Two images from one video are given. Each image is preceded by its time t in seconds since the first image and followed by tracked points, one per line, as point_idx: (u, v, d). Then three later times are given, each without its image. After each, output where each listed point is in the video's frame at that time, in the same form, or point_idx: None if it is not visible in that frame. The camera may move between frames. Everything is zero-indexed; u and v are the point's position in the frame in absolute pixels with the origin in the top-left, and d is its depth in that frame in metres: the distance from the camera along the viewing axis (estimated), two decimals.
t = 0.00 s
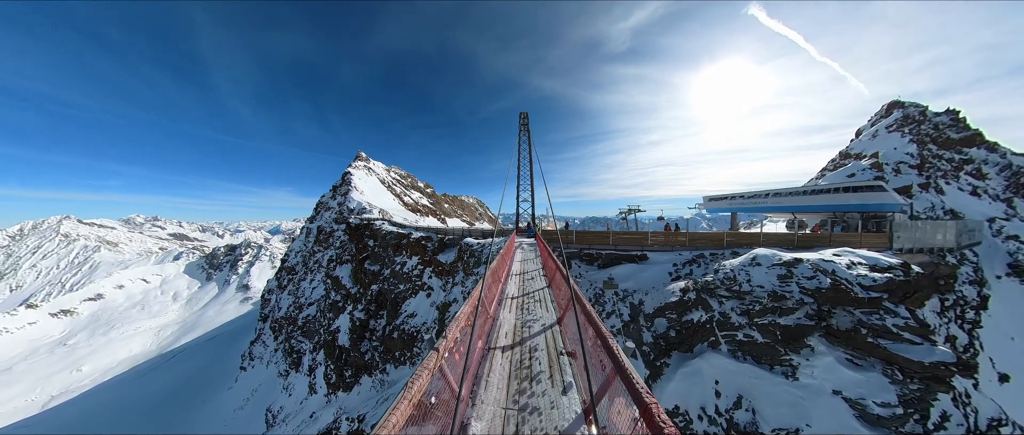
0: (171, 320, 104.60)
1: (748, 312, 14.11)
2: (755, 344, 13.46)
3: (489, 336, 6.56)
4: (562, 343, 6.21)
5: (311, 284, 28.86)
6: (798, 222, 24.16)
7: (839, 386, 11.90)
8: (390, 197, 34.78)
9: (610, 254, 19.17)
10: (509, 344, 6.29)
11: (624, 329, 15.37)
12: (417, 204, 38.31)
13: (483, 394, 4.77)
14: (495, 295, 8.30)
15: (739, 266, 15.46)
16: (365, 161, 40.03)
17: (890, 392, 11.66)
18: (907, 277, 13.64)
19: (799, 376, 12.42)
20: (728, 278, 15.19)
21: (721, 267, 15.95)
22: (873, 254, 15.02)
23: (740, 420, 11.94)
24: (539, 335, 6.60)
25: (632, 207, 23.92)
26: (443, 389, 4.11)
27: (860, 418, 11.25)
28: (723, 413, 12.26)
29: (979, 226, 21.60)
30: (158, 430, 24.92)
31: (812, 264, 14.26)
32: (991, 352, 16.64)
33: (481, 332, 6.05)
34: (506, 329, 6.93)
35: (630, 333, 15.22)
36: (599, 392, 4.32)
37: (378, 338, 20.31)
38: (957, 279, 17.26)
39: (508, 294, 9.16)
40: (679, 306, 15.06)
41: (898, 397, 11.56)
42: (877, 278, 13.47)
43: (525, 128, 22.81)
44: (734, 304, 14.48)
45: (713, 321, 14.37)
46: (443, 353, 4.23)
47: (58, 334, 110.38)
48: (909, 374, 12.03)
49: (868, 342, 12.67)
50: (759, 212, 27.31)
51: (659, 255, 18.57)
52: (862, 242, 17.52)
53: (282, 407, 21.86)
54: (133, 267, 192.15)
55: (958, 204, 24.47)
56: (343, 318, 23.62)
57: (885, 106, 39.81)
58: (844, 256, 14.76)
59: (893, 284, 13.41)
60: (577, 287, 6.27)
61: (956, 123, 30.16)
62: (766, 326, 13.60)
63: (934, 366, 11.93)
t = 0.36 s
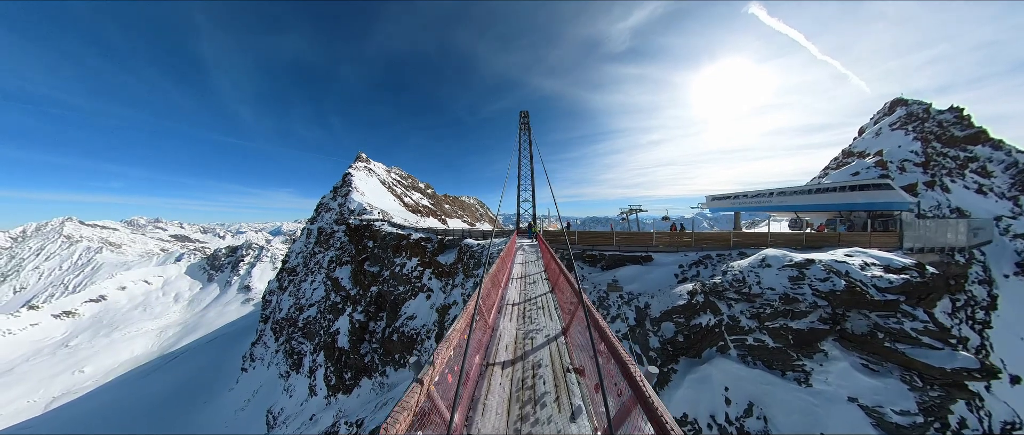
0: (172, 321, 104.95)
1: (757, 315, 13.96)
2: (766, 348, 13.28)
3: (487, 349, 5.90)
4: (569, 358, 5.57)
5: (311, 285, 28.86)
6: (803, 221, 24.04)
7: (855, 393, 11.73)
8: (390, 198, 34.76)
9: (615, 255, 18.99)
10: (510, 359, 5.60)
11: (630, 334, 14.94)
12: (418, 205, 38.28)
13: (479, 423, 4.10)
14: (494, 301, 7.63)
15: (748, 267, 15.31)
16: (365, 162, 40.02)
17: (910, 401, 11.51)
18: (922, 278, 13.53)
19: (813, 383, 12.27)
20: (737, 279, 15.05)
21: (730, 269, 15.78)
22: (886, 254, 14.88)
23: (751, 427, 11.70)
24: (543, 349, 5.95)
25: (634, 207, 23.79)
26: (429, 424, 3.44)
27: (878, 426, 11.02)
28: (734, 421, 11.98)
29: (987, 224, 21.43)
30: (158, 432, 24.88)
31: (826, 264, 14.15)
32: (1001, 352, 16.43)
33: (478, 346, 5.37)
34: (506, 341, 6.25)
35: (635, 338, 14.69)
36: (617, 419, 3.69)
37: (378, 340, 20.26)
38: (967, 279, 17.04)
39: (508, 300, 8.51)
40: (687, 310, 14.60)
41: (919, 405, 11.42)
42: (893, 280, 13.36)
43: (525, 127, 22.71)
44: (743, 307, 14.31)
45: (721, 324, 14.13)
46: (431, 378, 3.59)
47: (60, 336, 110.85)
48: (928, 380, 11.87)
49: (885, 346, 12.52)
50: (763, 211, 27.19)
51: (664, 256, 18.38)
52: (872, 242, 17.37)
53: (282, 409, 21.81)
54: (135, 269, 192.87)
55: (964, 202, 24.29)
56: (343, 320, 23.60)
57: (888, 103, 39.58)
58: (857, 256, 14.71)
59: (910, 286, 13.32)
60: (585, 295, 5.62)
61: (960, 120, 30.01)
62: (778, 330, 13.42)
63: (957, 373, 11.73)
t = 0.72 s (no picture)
0: (174, 319, 105.60)
1: (766, 319, 13.80)
2: (771, 354, 13.19)
3: (479, 361, 5.33)
4: (571, 373, 5.00)
5: (312, 283, 28.93)
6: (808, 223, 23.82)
7: (868, 403, 11.48)
8: (391, 197, 34.80)
9: (617, 256, 18.84)
10: (505, 374, 5.02)
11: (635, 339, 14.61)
12: (419, 204, 38.31)
13: None
14: (489, 307, 7.08)
15: (758, 270, 15.22)
16: (366, 161, 40.05)
17: (929, 411, 11.24)
18: (937, 283, 13.29)
19: (825, 391, 12.07)
20: (745, 281, 15.04)
21: (738, 271, 15.72)
22: (898, 258, 14.72)
23: None
24: (542, 361, 5.37)
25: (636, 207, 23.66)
26: None
27: None
28: (743, 431, 11.69)
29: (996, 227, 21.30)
30: (158, 429, 25.00)
31: (840, 267, 14.00)
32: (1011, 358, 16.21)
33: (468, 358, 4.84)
34: (501, 352, 5.68)
35: (640, 343, 14.40)
36: None
37: (376, 340, 20.27)
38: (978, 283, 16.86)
39: (505, 305, 7.99)
40: (693, 314, 14.51)
41: (939, 414, 11.14)
42: (907, 286, 13.18)
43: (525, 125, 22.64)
44: (751, 311, 14.21)
45: (728, 329, 14.03)
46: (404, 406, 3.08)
47: (63, 332, 111.72)
48: (947, 390, 11.62)
49: (903, 354, 12.34)
50: (767, 212, 27.02)
51: (668, 257, 18.17)
52: (881, 244, 17.23)
53: (282, 407, 21.87)
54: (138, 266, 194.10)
55: (971, 204, 24.05)
56: (341, 319, 23.63)
57: (893, 104, 39.29)
58: (870, 259, 14.59)
59: (927, 291, 13.06)
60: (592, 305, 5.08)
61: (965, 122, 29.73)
62: (786, 336, 13.28)
63: (979, 383, 11.46)
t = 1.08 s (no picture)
0: (176, 316, 106.10)
1: (777, 325, 13.65)
2: (780, 361, 12.88)
3: (472, 379, 4.72)
4: (576, 394, 4.42)
5: (312, 282, 28.97)
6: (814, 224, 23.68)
7: (884, 414, 11.02)
8: (392, 196, 34.80)
9: (620, 258, 18.74)
10: (501, 395, 4.41)
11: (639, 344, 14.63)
12: (420, 203, 38.31)
13: None
14: (484, 315, 6.49)
15: (766, 273, 15.12)
16: (367, 160, 40.07)
17: (948, 422, 10.82)
18: (956, 289, 13.37)
19: (837, 401, 11.64)
20: (754, 285, 14.90)
21: (746, 274, 15.60)
22: (915, 261, 14.83)
23: None
24: (543, 378, 4.77)
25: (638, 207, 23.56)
26: None
27: None
28: None
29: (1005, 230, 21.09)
30: (158, 427, 25.08)
31: (852, 270, 14.03)
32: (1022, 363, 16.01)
33: (455, 378, 4.26)
34: (497, 367, 5.08)
35: (644, 348, 14.36)
36: None
37: (375, 340, 20.24)
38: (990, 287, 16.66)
39: (503, 312, 7.43)
40: (701, 319, 14.55)
41: (958, 426, 10.75)
42: (926, 288, 13.23)
43: (527, 124, 22.59)
44: (761, 316, 14.06)
45: (735, 335, 13.86)
46: None
47: (65, 329, 112.35)
48: (966, 401, 11.32)
49: (919, 363, 11.99)
50: (771, 213, 26.91)
51: (673, 259, 18.05)
52: (890, 247, 17.07)
53: (282, 405, 21.90)
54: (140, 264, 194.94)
55: (978, 206, 23.87)
56: (339, 319, 23.64)
57: (897, 105, 39.00)
58: (881, 263, 14.67)
59: (945, 297, 13.01)
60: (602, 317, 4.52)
61: (971, 123, 29.58)
62: (797, 341, 13.08)
63: (998, 394, 11.19)
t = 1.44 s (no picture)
0: (177, 317, 106.45)
1: (790, 329, 13.49)
2: (797, 367, 12.74)
3: (469, 402, 4.39)
4: (587, 420, 4.02)
5: (313, 283, 28.98)
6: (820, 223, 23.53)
7: (906, 423, 10.79)
8: (393, 197, 34.79)
9: (625, 259, 18.63)
10: (502, 422, 4.03)
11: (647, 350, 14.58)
12: (421, 204, 38.30)
13: None
14: (484, 325, 6.25)
15: (780, 274, 15.16)
16: (368, 161, 40.09)
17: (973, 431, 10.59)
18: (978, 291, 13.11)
19: (856, 408, 11.50)
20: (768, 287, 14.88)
21: (758, 275, 15.63)
22: (932, 262, 14.67)
23: None
24: (550, 401, 4.37)
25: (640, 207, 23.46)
26: None
27: None
28: None
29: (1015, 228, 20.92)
30: (157, 428, 25.07)
31: (870, 271, 13.97)
32: None
33: (448, 406, 3.92)
34: (498, 387, 4.72)
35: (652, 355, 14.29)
36: None
37: (375, 342, 20.20)
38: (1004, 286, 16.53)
39: (504, 321, 7.22)
40: (711, 323, 14.36)
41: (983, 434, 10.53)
42: (941, 292, 13.02)
43: (528, 123, 22.56)
44: (773, 319, 13.96)
45: (747, 339, 13.75)
46: None
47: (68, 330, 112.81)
48: (992, 409, 11.08)
49: (942, 368, 11.85)
50: (776, 212, 26.76)
51: (680, 260, 17.95)
52: (902, 246, 16.93)
53: (282, 407, 21.87)
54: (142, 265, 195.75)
55: (985, 204, 23.67)
56: (339, 321, 23.59)
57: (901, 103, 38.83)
58: (897, 265, 14.51)
59: (968, 298, 12.86)
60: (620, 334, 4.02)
61: (976, 120, 29.44)
62: (811, 346, 12.93)
63: None
